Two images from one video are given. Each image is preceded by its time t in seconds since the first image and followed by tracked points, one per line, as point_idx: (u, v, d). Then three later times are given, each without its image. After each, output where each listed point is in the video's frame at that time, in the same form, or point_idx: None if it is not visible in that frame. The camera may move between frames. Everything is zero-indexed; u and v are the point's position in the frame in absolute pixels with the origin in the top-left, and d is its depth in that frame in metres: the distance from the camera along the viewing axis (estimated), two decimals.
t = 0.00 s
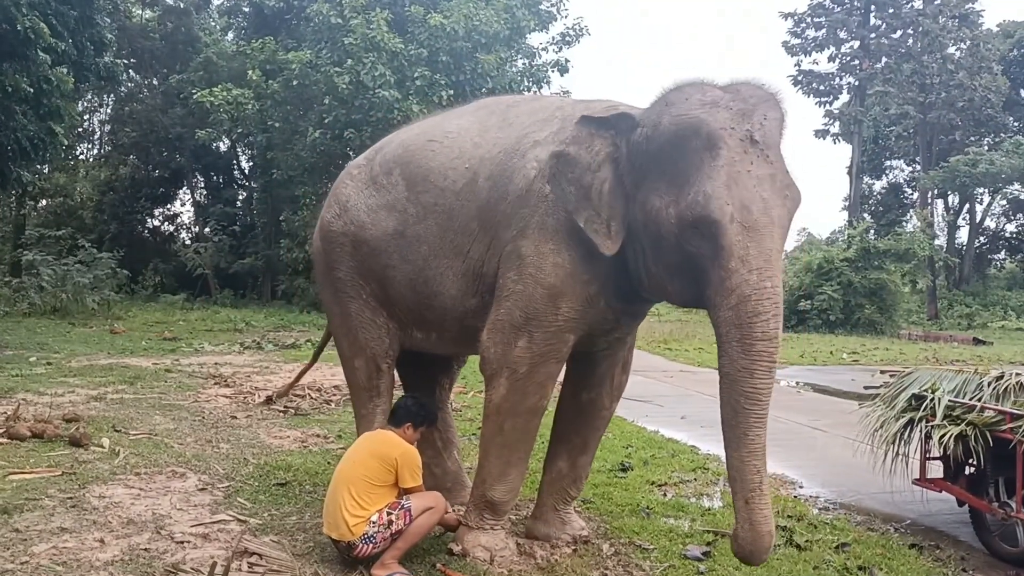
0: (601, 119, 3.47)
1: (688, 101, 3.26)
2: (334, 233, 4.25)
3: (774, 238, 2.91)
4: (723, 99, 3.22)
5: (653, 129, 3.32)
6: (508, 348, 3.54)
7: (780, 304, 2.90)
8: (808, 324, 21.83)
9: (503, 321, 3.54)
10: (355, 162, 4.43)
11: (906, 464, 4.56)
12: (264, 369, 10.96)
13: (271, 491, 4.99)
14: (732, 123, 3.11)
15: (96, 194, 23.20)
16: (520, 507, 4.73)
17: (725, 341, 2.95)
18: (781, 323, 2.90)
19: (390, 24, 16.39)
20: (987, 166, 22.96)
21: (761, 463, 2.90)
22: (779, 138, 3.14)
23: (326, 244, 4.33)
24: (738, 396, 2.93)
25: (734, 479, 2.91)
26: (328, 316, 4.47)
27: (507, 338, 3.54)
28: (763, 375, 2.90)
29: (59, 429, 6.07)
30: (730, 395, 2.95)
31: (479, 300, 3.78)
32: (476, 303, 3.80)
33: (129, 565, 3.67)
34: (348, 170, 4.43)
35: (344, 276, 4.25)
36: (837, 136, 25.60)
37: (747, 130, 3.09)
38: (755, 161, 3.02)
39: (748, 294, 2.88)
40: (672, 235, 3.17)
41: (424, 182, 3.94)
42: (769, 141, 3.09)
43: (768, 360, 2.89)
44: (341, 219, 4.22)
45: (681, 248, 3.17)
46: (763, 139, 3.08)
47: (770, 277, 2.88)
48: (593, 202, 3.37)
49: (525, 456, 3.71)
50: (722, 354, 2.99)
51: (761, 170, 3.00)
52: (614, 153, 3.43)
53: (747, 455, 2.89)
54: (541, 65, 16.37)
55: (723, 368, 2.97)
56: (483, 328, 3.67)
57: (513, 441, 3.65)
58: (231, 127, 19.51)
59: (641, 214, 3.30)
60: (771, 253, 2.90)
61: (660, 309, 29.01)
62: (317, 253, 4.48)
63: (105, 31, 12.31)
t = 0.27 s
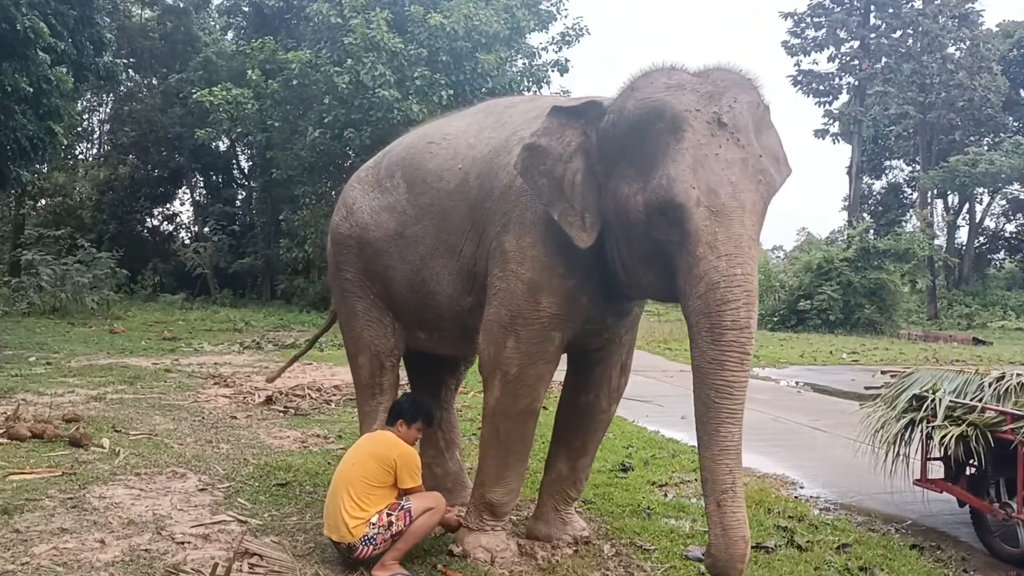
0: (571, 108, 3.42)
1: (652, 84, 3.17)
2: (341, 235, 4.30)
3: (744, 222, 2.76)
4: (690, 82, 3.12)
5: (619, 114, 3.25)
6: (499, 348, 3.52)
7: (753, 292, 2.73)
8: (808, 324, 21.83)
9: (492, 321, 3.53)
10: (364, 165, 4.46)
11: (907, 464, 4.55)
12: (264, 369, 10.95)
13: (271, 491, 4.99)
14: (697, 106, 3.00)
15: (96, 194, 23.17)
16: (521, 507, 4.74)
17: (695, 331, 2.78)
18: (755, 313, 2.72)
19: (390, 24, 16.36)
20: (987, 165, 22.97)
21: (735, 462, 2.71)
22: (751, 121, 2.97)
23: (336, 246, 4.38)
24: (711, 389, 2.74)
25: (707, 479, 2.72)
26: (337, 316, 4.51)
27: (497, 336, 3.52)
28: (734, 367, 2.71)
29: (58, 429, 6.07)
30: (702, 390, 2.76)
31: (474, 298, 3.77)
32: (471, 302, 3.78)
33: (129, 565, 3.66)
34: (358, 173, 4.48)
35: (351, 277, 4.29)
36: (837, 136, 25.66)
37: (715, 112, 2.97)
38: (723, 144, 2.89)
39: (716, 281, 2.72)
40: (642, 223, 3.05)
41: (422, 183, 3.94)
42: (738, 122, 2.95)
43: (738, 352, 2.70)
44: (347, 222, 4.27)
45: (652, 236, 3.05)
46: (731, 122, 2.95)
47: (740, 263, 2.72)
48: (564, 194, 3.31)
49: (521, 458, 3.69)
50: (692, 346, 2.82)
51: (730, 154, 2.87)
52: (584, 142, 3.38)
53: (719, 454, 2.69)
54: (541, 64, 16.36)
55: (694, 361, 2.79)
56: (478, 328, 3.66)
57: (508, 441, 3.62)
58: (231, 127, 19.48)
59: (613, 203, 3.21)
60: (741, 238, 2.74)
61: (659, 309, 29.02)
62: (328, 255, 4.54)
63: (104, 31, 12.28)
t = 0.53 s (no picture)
0: (543, 99, 3.43)
1: (622, 75, 3.15)
2: (350, 237, 4.35)
3: (714, 215, 2.72)
4: (662, 72, 3.10)
5: (589, 104, 3.23)
6: (485, 347, 3.53)
7: (721, 286, 2.67)
8: (807, 326, 21.83)
9: (481, 322, 3.54)
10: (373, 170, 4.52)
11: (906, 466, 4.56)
12: (264, 371, 10.94)
13: (272, 494, 4.99)
14: (668, 97, 2.97)
15: (96, 197, 23.16)
16: (522, 510, 4.75)
17: (661, 326, 2.72)
18: (722, 308, 2.66)
19: (390, 27, 16.35)
20: (986, 167, 22.99)
21: (698, 462, 2.65)
22: (723, 114, 2.97)
23: (344, 249, 4.44)
24: (675, 385, 2.68)
25: (668, 476, 2.66)
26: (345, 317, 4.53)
27: (484, 337, 3.53)
28: (699, 363, 2.65)
29: (59, 432, 6.07)
30: (666, 387, 2.70)
31: (466, 298, 3.77)
32: (463, 302, 3.79)
33: (130, 568, 3.67)
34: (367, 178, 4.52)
35: (356, 279, 4.34)
36: (835, 137, 25.72)
37: (685, 103, 2.94)
38: (693, 135, 2.86)
39: (683, 274, 2.67)
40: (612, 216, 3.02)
41: (417, 185, 3.97)
42: (709, 115, 2.92)
43: (703, 348, 2.65)
44: (353, 225, 4.32)
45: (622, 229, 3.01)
46: (702, 114, 2.92)
47: (707, 256, 2.67)
48: (536, 185, 3.30)
49: (518, 460, 3.68)
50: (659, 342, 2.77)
51: (699, 145, 2.83)
52: (557, 132, 3.37)
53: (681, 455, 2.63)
54: (540, 67, 16.37)
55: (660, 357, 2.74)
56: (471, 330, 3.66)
57: (500, 442, 3.62)
58: (230, 129, 19.48)
59: (583, 194, 3.18)
60: (709, 230, 2.69)
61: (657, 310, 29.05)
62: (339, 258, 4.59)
63: (103, 34, 12.26)
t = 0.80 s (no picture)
0: (525, 95, 3.44)
1: (605, 73, 3.15)
2: (354, 239, 4.39)
3: (691, 219, 2.71)
4: (644, 73, 3.10)
5: (571, 100, 3.23)
6: (475, 352, 3.54)
7: (695, 293, 2.67)
8: (808, 328, 21.79)
9: (472, 326, 3.55)
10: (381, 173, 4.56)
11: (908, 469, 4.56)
12: (264, 376, 10.93)
13: (273, 498, 4.98)
14: (649, 97, 2.97)
15: (95, 201, 23.14)
16: (523, 514, 4.75)
17: (635, 332, 2.74)
18: (696, 316, 2.67)
19: (388, 31, 16.31)
20: (984, 168, 23.00)
21: (664, 471, 2.71)
22: (704, 116, 2.98)
23: (350, 251, 4.48)
24: (647, 393, 2.71)
25: (636, 483, 2.72)
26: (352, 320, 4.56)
27: (475, 341, 3.54)
28: (671, 372, 2.67)
29: (59, 437, 6.06)
30: (640, 394, 2.73)
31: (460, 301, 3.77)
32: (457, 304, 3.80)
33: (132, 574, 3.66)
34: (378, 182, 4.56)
35: (360, 282, 4.38)
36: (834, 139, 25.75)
37: (667, 104, 2.94)
38: (673, 137, 2.85)
39: (658, 280, 2.66)
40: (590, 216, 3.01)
41: (417, 189, 4.00)
42: (691, 118, 2.92)
43: (675, 356, 2.66)
44: (359, 227, 4.36)
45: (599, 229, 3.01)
46: (683, 116, 2.92)
47: (683, 261, 2.66)
48: (515, 182, 3.31)
49: (516, 464, 3.67)
50: (633, 348, 2.78)
51: (680, 148, 2.83)
52: (538, 130, 3.38)
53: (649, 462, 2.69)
54: (538, 70, 16.36)
55: (635, 362, 2.75)
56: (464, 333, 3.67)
57: (494, 448, 3.61)
58: (230, 133, 19.46)
59: (561, 192, 3.17)
60: (685, 234, 2.69)
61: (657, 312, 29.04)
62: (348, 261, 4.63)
63: (102, 38, 12.23)
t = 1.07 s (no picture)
0: (512, 93, 3.45)
1: (593, 75, 3.16)
2: (357, 241, 4.44)
3: (671, 227, 2.73)
4: (634, 78, 3.11)
5: (557, 100, 3.23)
6: (464, 354, 3.57)
7: (671, 302, 2.69)
8: (807, 328, 21.79)
9: (461, 327, 3.57)
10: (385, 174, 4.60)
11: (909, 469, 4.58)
12: (265, 380, 10.95)
13: (275, 502, 5.00)
14: (636, 101, 2.99)
15: (95, 207, 23.17)
16: (525, 515, 4.76)
17: (609, 338, 2.75)
18: (671, 325, 2.69)
19: (387, 36, 16.30)
20: (983, 169, 23.04)
21: (628, 479, 2.75)
22: (689, 125, 3.00)
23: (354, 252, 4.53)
24: (619, 401, 2.73)
25: (601, 490, 2.77)
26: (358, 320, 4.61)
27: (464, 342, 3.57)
28: (642, 382, 2.69)
29: (62, 442, 6.07)
30: (611, 402, 2.75)
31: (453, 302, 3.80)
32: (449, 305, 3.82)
33: None
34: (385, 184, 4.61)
35: (362, 283, 4.42)
36: (833, 140, 25.80)
37: (653, 110, 2.96)
38: (658, 144, 2.87)
39: (635, 287, 2.68)
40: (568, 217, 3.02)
41: (414, 191, 4.05)
42: (676, 125, 2.94)
43: (649, 365, 2.68)
44: (361, 228, 4.41)
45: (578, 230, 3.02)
46: (668, 123, 2.94)
47: (661, 270, 2.68)
48: (497, 180, 3.32)
49: (512, 467, 3.67)
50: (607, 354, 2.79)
51: (663, 155, 2.85)
52: (522, 129, 3.39)
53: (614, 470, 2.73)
54: (537, 73, 16.38)
55: (608, 369, 2.77)
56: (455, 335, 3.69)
57: (489, 451, 3.62)
58: (229, 138, 19.47)
59: (541, 192, 3.18)
60: (665, 242, 2.71)
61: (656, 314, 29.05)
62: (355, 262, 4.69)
63: (103, 45, 12.23)
